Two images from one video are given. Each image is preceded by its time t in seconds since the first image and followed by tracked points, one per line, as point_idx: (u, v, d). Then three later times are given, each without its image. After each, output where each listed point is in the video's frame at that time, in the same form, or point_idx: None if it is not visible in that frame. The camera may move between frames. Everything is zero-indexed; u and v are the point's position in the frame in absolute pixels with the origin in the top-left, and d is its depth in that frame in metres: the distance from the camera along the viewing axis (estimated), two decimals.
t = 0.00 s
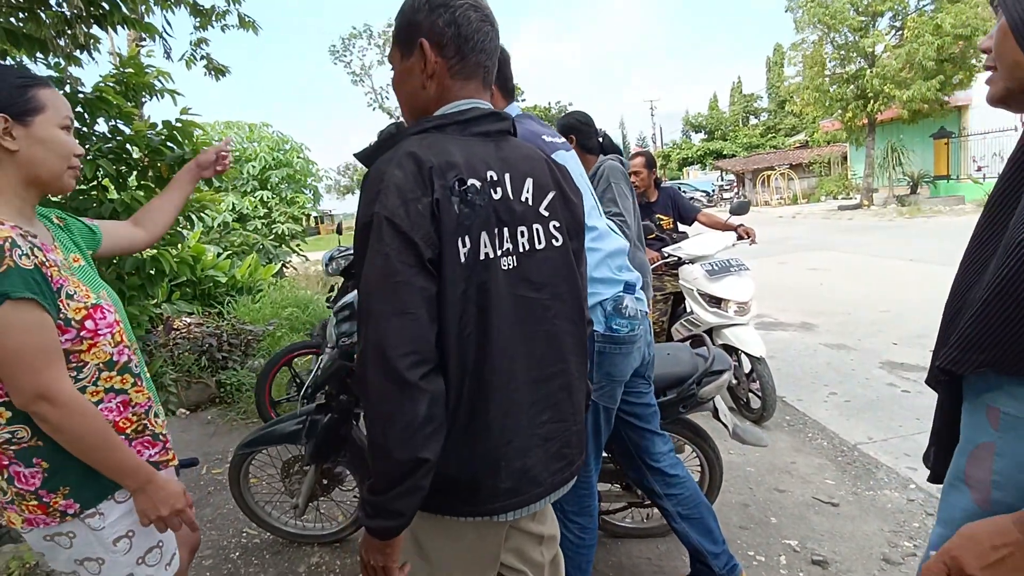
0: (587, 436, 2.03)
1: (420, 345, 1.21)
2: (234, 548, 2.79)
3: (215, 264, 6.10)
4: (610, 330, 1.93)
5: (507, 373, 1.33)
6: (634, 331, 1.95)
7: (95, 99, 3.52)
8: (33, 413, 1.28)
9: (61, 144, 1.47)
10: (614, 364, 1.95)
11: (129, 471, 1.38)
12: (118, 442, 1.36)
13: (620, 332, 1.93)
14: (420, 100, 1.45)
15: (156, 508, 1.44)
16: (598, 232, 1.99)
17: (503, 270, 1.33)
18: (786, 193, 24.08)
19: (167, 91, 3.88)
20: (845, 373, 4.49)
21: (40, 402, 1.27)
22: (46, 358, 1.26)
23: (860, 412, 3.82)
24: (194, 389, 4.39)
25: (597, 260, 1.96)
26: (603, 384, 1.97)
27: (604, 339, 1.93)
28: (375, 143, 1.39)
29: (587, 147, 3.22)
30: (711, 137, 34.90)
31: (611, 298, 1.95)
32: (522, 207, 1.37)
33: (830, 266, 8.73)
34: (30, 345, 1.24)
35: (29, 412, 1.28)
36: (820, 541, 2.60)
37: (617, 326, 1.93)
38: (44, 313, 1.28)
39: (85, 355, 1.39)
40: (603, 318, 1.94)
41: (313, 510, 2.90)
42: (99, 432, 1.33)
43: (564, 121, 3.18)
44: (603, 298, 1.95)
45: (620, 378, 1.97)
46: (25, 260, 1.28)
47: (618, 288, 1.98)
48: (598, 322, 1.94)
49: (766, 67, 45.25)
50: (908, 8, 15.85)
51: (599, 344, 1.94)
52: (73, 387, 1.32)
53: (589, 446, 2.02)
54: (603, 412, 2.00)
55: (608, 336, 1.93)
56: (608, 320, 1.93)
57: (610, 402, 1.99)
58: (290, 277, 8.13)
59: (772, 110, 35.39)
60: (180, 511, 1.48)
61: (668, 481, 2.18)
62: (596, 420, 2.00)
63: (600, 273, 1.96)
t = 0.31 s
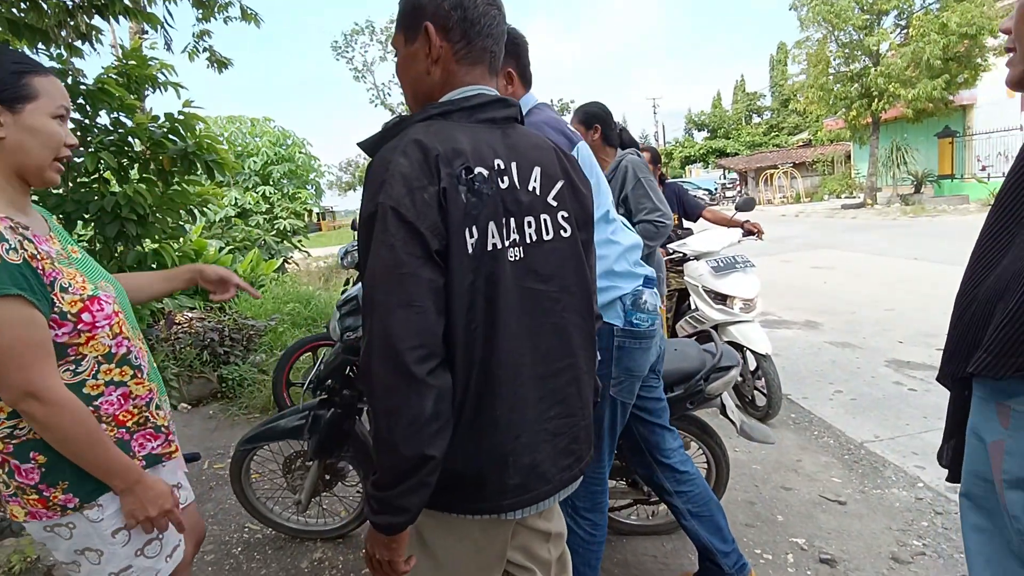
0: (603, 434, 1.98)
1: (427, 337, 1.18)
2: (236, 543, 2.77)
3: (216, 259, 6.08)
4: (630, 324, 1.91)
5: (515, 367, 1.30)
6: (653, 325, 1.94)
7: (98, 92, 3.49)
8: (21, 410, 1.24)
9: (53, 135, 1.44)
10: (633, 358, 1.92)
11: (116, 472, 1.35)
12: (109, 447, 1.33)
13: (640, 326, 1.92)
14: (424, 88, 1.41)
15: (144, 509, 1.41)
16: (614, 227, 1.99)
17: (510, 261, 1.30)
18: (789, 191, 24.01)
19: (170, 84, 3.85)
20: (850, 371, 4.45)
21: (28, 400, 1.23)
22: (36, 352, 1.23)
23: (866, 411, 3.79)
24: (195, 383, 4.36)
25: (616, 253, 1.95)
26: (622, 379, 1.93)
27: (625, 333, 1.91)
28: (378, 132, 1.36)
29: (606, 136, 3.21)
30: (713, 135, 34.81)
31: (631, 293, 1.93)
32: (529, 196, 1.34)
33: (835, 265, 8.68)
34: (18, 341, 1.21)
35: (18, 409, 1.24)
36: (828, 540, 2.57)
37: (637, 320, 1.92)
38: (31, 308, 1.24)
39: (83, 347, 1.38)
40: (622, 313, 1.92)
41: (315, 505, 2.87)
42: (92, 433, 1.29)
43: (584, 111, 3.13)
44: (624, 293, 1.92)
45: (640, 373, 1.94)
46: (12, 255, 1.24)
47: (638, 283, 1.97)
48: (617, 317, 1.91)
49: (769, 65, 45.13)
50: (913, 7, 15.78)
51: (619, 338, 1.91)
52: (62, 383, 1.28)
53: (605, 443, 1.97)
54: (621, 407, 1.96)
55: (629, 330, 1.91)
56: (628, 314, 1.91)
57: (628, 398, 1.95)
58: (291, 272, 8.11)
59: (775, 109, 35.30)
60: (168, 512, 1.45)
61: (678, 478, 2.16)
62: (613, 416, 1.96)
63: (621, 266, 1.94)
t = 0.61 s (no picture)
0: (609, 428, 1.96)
1: (420, 333, 1.18)
2: (235, 538, 2.77)
3: (216, 255, 6.07)
4: (640, 320, 1.91)
5: (511, 361, 1.30)
6: (662, 321, 1.94)
7: (96, 85, 3.48)
8: (2, 401, 1.23)
9: (45, 127, 1.43)
10: (642, 355, 1.91)
11: (84, 479, 1.32)
12: (84, 445, 1.31)
13: (650, 322, 1.92)
14: (415, 81, 1.41)
15: (110, 521, 1.37)
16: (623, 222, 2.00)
17: (504, 255, 1.29)
18: (789, 188, 23.97)
19: (169, 78, 3.84)
20: (850, 368, 4.45)
21: (10, 391, 1.22)
22: (20, 344, 1.22)
23: (865, 407, 3.79)
24: (194, 378, 4.37)
25: (628, 249, 1.95)
26: (631, 374, 1.91)
27: (634, 329, 1.90)
28: (371, 126, 1.35)
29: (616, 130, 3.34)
30: (714, 131, 34.74)
31: (640, 288, 1.93)
32: (524, 189, 1.33)
33: (835, 262, 8.67)
34: (5, 332, 1.20)
35: None
36: (826, 535, 2.57)
37: (646, 316, 1.91)
38: (25, 298, 1.23)
39: (78, 339, 1.38)
40: (631, 308, 1.91)
41: (314, 500, 2.87)
42: (71, 430, 1.28)
43: (600, 103, 3.27)
44: (633, 288, 1.92)
45: (648, 369, 1.93)
46: (9, 244, 1.24)
47: (647, 278, 1.97)
48: (627, 312, 1.90)
49: (769, 62, 45.03)
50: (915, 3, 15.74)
51: (629, 334, 1.90)
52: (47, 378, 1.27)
53: (611, 439, 1.96)
54: (628, 403, 1.94)
55: (638, 326, 1.90)
56: (637, 310, 1.91)
57: (636, 393, 1.94)
58: (291, 268, 8.10)
59: (776, 105, 35.24)
60: (133, 527, 1.41)
61: (679, 473, 2.15)
62: (621, 412, 1.94)
63: (631, 263, 1.93)
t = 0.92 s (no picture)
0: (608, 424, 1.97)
1: (409, 324, 1.18)
2: (235, 531, 2.78)
3: (215, 251, 6.08)
4: (639, 314, 1.91)
5: (502, 353, 1.30)
6: (662, 316, 1.94)
7: (95, 80, 3.48)
8: (11, 392, 1.23)
9: (44, 118, 1.43)
10: (641, 349, 1.91)
11: (95, 466, 1.33)
12: (96, 433, 1.33)
13: (649, 317, 1.92)
14: (405, 78, 1.42)
15: (124, 509, 1.39)
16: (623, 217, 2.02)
17: (495, 245, 1.30)
18: (789, 185, 23.95)
19: (168, 72, 3.83)
20: (849, 363, 4.46)
21: (20, 381, 1.23)
22: (27, 334, 1.22)
23: (864, 402, 3.80)
24: (194, 373, 4.37)
25: (627, 243, 1.97)
26: (630, 369, 1.92)
27: (634, 324, 1.90)
28: (359, 118, 1.35)
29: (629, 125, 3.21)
30: (714, 128, 34.70)
31: (640, 281, 1.94)
32: (514, 179, 1.34)
33: (835, 258, 8.67)
34: (11, 323, 1.20)
35: (7, 391, 1.23)
36: (824, 529, 2.59)
37: (646, 310, 1.92)
38: (29, 289, 1.24)
39: (78, 332, 1.38)
40: (630, 303, 1.92)
41: (314, 493, 2.88)
42: (80, 419, 1.29)
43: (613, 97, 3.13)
44: (632, 281, 1.93)
45: (647, 364, 1.94)
46: (13, 235, 1.25)
47: (647, 272, 1.98)
48: (626, 306, 1.91)
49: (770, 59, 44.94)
50: None
51: (628, 328, 1.90)
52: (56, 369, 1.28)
53: (611, 433, 1.97)
54: (627, 397, 1.94)
55: (638, 320, 1.90)
56: (636, 304, 1.91)
57: (635, 388, 1.94)
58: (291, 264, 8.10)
59: (776, 102, 35.20)
60: (144, 515, 1.43)
61: (677, 468, 2.16)
62: (620, 406, 1.95)
63: (630, 258, 1.95)
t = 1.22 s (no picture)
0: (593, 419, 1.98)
1: (385, 315, 1.19)
2: (230, 523, 2.78)
3: (211, 243, 6.06)
4: (622, 309, 1.92)
5: (484, 346, 1.30)
6: (645, 311, 1.95)
7: (91, 70, 3.45)
8: (10, 381, 1.23)
9: (36, 106, 1.42)
10: (624, 344, 1.93)
11: (102, 448, 1.35)
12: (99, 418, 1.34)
13: (632, 312, 1.93)
14: (390, 73, 1.43)
15: (132, 487, 1.41)
16: (613, 211, 2.02)
17: (477, 237, 1.30)
18: (786, 182, 23.98)
19: (164, 64, 3.81)
20: (843, 360, 4.48)
21: (20, 370, 1.23)
22: (26, 324, 1.22)
23: (858, 399, 3.82)
24: (189, 365, 4.36)
25: (614, 238, 1.95)
26: (613, 364, 1.93)
27: (617, 319, 1.91)
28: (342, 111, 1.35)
29: (621, 125, 3.25)
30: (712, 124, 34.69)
31: (625, 277, 1.94)
32: (498, 171, 1.34)
33: (831, 255, 8.69)
34: (10, 312, 1.20)
35: (8, 380, 1.23)
36: (817, 524, 2.61)
37: (630, 305, 1.93)
38: (27, 278, 1.24)
39: (69, 323, 1.37)
40: (614, 297, 1.93)
41: (309, 485, 2.89)
42: (81, 406, 1.30)
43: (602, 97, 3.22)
44: (617, 277, 1.93)
45: (630, 359, 1.94)
46: (8, 224, 1.25)
47: (632, 267, 1.97)
48: (609, 302, 1.91)
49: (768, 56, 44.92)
50: None
51: (611, 323, 1.91)
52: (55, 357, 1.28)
53: (596, 428, 1.98)
54: (611, 392, 1.95)
55: (621, 315, 1.92)
56: (620, 299, 1.92)
57: (619, 382, 1.95)
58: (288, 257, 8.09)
59: (775, 99, 35.20)
60: (153, 490, 1.46)
61: (668, 462, 2.17)
62: (604, 401, 1.96)
63: (617, 254, 1.94)
